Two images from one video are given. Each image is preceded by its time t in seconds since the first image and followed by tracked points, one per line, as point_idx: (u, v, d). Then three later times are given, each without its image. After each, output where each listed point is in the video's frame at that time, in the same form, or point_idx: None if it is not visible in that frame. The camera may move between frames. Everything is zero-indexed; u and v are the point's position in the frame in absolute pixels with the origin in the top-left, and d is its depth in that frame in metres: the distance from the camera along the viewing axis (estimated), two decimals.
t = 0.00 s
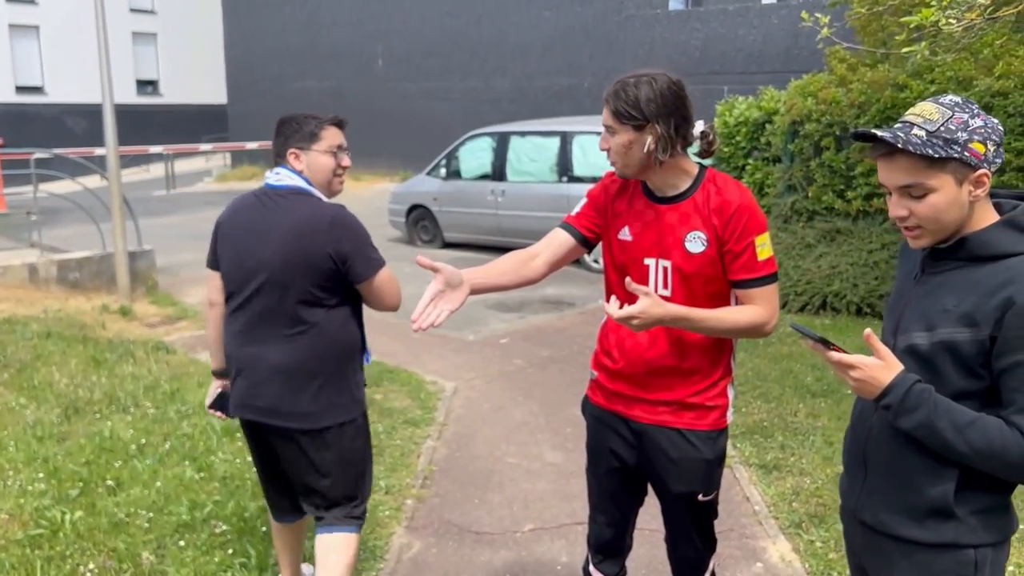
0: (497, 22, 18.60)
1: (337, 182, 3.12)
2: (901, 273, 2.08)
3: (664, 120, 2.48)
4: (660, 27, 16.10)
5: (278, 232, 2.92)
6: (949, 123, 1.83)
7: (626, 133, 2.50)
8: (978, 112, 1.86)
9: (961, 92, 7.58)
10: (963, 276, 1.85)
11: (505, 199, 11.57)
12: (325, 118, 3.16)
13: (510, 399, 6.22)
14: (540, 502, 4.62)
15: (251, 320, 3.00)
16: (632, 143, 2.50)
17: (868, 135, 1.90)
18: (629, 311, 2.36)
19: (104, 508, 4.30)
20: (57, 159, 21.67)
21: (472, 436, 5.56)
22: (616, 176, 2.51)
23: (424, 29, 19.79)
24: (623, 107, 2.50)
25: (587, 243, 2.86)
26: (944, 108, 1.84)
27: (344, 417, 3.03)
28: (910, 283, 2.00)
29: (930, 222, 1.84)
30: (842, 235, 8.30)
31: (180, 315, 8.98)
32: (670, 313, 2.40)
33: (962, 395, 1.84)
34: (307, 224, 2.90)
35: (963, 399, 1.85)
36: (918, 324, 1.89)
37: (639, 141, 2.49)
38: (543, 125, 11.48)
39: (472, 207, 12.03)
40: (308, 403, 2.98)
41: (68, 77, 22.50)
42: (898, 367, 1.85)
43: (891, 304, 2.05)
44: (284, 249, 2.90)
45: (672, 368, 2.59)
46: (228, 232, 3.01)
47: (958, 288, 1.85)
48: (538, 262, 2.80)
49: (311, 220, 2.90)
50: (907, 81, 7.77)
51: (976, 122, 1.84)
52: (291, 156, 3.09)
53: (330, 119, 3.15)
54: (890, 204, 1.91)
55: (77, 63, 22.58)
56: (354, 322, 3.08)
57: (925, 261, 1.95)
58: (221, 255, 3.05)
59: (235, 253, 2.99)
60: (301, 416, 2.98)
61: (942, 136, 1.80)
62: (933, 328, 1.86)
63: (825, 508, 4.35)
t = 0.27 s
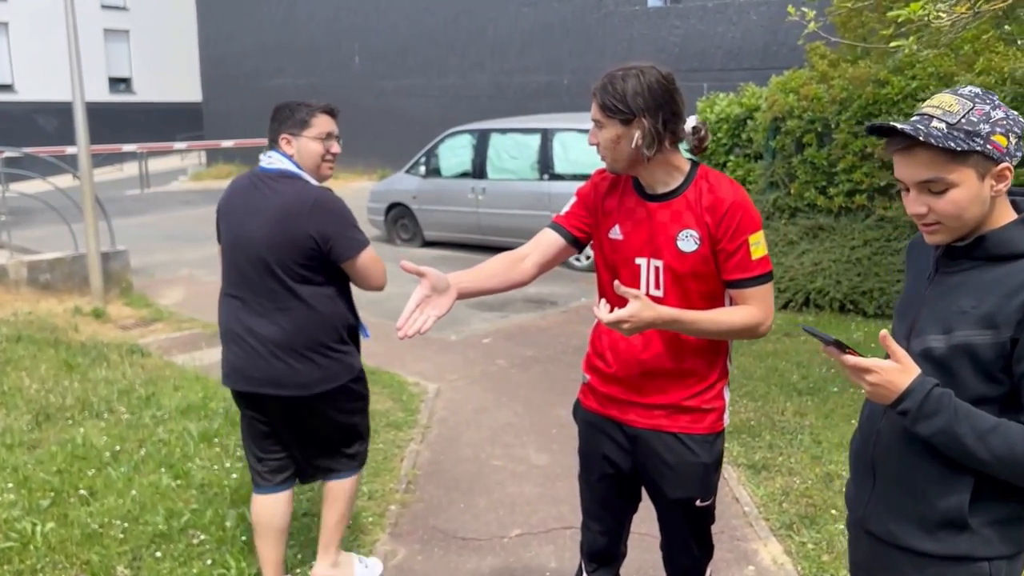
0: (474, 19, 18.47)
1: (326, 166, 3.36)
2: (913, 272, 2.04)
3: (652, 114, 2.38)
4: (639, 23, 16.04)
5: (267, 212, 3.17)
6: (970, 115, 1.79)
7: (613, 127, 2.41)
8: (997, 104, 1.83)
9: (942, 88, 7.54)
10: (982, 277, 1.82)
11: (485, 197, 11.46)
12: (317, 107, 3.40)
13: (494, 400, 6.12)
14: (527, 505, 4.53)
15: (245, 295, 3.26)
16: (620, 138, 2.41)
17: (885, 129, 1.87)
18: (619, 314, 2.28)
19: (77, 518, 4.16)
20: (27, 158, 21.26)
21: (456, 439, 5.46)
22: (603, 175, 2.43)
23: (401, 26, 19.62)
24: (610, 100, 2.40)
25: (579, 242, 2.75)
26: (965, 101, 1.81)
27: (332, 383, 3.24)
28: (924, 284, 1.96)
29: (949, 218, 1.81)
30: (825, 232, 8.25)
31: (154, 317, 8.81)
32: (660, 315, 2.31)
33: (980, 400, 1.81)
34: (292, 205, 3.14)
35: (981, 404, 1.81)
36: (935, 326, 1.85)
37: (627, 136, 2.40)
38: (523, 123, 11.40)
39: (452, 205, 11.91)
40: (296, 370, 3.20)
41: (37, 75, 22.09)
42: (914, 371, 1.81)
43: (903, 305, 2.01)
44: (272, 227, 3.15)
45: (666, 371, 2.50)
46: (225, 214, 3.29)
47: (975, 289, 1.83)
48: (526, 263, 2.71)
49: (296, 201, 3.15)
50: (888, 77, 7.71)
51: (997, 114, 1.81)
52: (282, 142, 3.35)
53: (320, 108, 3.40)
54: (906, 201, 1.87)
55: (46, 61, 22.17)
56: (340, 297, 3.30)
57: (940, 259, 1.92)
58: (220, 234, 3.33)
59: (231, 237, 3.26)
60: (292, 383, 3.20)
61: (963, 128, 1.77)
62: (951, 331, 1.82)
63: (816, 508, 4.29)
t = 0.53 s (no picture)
0: (449, 14, 18.29)
1: (348, 176, 3.49)
2: (935, 275, 1.97)
3: (673, 99, 2.29)
4: (616, 19, 15.96)
5: (291, 217, 3.29)
6: (1008, 107, 1.76)
7: (631, 113, 2.27)
8: None
9: (924, 84, 7.45)
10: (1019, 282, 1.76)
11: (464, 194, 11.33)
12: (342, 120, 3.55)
13: (478, 402, 6.00)
14: (516, 511, 4.41)
15: (264, 293, 3.39)
16: (638, 126, 2.27)
17: (918, 125, 1.83)
18: (622, 316, 2.15)
19: (47, 532, 3.98)
20: None
21: (441, 442, 5.33)
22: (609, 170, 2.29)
23: (375, 21, 19.41)
24: (626, 84, 2.27)
25: (575, 244, 2.59)
26: (1001, 95, 1.78)
27: (343, 383, 3.38)
28: (953, 287, 1.90)
29: (988, 216, 1.77)
30: (807, 228, 8.20)
31: (126, 318, 8.58)
32: (665, 316, 2.19)
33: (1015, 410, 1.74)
34: (315, 212, 3.27)
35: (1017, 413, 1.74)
36: (970, 332, 1.79)
37: (645, 124, 2.27)
38: (501, 119, 11.28)
39: (429, 203, 11.76)
40: (310, 368, 3.32)
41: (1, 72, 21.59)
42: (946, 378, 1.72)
43: (928, 310, 1.94)
44: (296, 232, 3.27)
45: (669, 374, 2.37)
46: (247, 214, 3.40)
47: (1011, 293, 1.77)
48: (523, 266, 2.56)
49: (320, 209, 3.27)
50: (870, 72, 7.67)
51: None
52: (309, 152, 3.49)
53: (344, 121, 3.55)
54: (941, 200, 1.83)
55: (11, 57, 21.67)
56: (355, 300, 3.43)
57: (972, 261, 1.86)
58: (239, 233, 3.43)
59: (253, 237, 3.36)
60: (304, 381, 3.32)
61: (1001, 122, 1.74)
62: (987, 339, 1.76)
63: (810, 510, 4.20)
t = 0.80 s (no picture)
0: (420, 9, 18.11)
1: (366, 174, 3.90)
2: (949, 278, 1.92)
3: (694, 88, 2.31)
4: (589, 15, 15.90)
5: (315, 204, 3.63)
6: None
7: (669, 99, 2.22)
8: None
9: (898, 79, 7.53)
10: None
11: (438, 191, 11.19)
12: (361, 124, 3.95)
13: (458, 402, 5.89)
14: (500, 516, 4.32)
15: (290, 275, 3.72)
16: (671, 111, 2.23)
17: (933, 130, 1.79)
18: (629, 319, 2.06)
19: (13, 547, 3.82)
20: None
21: (422, 445, 5.22)
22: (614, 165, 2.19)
23: (344, 16, 19.18)
24: (663, 70, 2.22)
25: (568, 246, 2.47)
26: (1018, 95, 1.74)
27: (365, 356, 3.72)
28: (972, 290, 1.83)
29: (1010, 221, 1.72)
30: (784, 224, 8.18)
31: (91, 320, 8.35)
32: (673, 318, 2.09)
33: None
34: (341, 199, 3.62)
35: None
36: (992, 335, 1.73)
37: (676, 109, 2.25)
38: (475, 114, 11.16)
39: (402, 199, 11.60)
40: (337, 342, 3.68)
41: None
42: (970, 384, 1.65)
43: (944, 314, 1.88)
44: (321, 218, 3.62)
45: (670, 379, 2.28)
46: (269, 203, 3.72)
47: None
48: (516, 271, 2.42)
49: (342, 198, 3.62)
50: (845, 67, 7.67)
51: None
52: (346, 147, 3.84)
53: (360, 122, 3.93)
54: (959, 207, 1.79)
55: None
56: (373, 280, 3.80)
57: (991, 263, 1.80)
58: (262, 221, 3.75)
59: (278, 221, 3.68)
60: (332, 354, 3.67)
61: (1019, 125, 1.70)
62: (1010, 343, 1.69)
63: (799, 510, 4.15)
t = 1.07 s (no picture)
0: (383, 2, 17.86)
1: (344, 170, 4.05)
2: (942, 281, 1.84)
3: (678, 81, 2.22)
4: (554, 9, 15.78)
5: (297, 194, 3.73)
6: (1017, 105, 1.61)
7: (655, 92, 2.13)
8: None
9: (864, 74, 7.54)
10: None
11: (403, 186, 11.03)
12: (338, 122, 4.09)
13: (426, 403, 5.76)
14: (469, 522, 4.20)
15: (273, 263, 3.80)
16: (656, 105, 2.14)
17: (919, 132, 1.68)
18: (617, 329, 1.96)
19: None
20: None
21: (390, 448, 5.08)
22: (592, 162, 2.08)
23: (305, 9, 18.86)
24: (650, 60, 2.12)
25: (544, 250, 2.35)
26: (1009, 90, 1.62)
27: (349, 340, 3.82)
28: (965, 293, 1.75)
29: (1004, 224, 1.62)
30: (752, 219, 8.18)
31: (45, 321, 8.07)
32: (660, 325, 2.00)
33: None
34: (323, 189, 3.72)
35: None
36: (987, 341, 1.65)
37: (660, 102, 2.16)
38: (441, 109, 11.00)
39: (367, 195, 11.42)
40: (321, 327, 3.77)
41: None
42: (965, 393, 1.58)
43: (936, 317, 1.80)
44: (304, 207, 3.71)
45: (652, 386, 2.18)
46: (252, 194, 3.81)
47: None
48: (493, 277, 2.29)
49: (325, 188, 3.72)
50: (813, 61, 7.68)
51: None
52: (327, 144, 3.98)
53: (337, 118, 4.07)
54: (950, 210, 1.69)
55: None
56: (355, 267, 3.89)
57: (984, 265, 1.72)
58: (245, 212, 3.84)
59: (261, 211, 3.77)
60: (316, 338, 3.76)
61: (1010, 124, 1.59)
62: (1006, 350, 1.61)
63: (774, 511, 4.08)
